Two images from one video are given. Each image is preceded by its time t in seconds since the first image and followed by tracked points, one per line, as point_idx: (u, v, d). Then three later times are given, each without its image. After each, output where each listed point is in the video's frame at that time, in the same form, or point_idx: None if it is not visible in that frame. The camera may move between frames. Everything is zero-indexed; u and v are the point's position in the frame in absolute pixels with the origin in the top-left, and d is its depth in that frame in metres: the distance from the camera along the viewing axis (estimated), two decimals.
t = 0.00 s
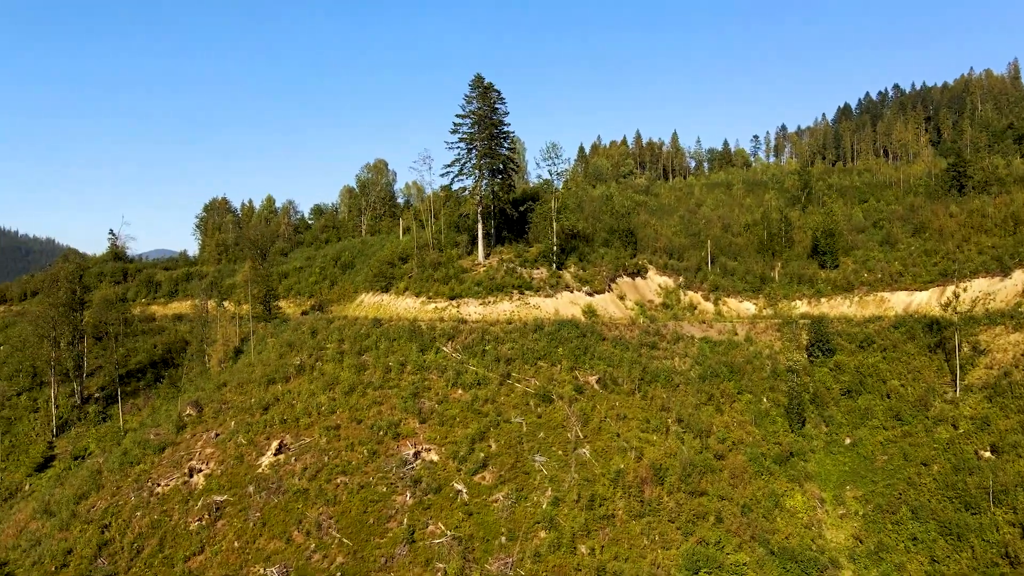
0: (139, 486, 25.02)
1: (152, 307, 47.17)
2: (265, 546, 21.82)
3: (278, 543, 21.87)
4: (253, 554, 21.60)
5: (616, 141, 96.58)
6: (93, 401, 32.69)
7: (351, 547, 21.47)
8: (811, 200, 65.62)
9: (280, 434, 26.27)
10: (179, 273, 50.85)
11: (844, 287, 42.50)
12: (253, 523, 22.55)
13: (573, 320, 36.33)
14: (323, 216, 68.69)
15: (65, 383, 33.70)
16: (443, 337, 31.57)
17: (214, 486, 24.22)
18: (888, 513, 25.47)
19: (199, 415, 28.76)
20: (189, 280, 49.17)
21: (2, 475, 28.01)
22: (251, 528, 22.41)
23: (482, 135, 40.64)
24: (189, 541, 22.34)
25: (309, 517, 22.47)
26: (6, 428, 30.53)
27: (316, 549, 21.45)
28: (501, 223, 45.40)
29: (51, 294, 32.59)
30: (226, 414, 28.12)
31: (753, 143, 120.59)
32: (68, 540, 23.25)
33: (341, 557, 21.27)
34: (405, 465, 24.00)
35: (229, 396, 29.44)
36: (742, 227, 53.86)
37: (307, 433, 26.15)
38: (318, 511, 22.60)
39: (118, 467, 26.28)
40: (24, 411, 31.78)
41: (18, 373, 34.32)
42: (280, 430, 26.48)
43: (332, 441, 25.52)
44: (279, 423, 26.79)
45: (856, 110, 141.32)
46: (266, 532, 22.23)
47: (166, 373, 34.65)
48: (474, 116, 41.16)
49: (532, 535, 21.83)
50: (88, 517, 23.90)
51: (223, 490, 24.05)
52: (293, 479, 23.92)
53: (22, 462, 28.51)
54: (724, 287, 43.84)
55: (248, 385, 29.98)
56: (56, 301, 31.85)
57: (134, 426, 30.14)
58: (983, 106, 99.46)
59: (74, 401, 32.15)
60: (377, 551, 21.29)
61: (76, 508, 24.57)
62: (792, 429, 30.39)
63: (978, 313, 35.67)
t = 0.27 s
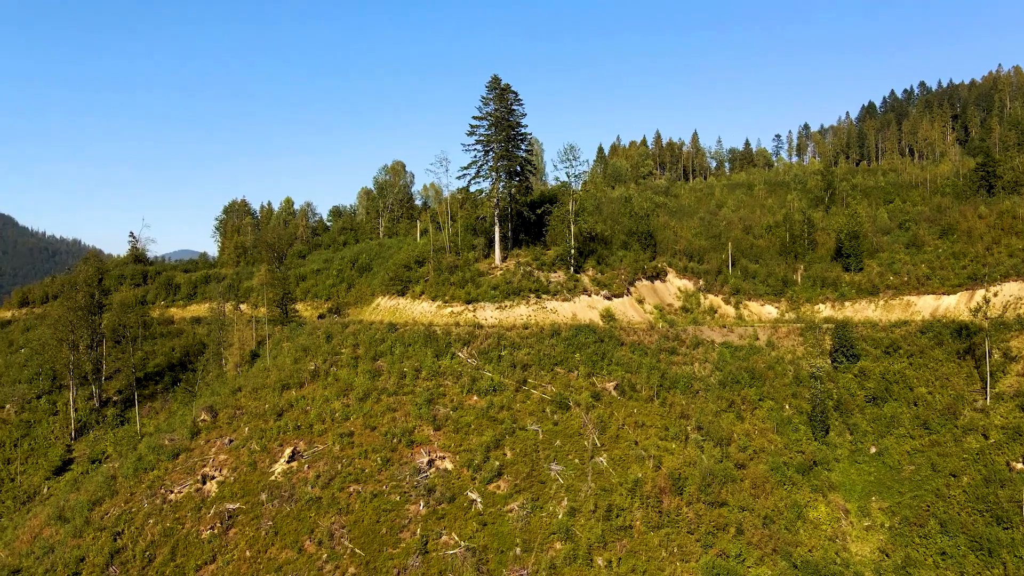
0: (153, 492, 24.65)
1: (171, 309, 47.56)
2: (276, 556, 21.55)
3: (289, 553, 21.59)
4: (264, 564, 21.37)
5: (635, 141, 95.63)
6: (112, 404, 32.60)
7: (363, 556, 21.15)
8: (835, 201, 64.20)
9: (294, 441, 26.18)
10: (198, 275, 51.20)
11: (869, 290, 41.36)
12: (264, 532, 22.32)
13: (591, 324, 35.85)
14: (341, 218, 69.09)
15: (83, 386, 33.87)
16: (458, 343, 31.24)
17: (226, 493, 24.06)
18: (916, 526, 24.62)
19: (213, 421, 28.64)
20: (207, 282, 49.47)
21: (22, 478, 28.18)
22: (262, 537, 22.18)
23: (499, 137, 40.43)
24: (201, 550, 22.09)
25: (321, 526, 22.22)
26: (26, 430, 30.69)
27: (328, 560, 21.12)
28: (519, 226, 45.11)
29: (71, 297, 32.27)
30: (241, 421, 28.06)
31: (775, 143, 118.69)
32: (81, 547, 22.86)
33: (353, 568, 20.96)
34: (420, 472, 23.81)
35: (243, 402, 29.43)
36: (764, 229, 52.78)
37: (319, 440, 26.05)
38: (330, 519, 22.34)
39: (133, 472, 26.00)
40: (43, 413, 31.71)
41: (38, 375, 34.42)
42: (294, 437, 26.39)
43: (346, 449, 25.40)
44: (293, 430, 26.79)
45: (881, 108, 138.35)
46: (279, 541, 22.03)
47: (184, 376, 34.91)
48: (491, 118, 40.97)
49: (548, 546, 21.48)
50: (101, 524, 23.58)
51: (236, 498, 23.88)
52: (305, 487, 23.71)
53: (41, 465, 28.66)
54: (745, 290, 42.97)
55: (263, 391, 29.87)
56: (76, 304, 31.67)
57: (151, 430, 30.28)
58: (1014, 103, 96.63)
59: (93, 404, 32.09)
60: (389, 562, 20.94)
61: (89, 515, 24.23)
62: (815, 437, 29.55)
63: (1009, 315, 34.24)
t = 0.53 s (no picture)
0: (167, 499, 24.78)
1: (190, 312, 48.07)
2: (288, 566, 21.43)
3: (302, 563, 21.47)
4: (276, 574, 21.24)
5: (655, 141, 94.69)
6: (130, 407, 32.97)
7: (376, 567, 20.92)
8: (859, 202, 62.72)
9: (307, 447, 26.08)
10: (216, 277, 51.64)
11: (895, 293, 40.24)
12: (277, 541, 22.18)
13: (609, 328, 35.37)
14: (359, 220, 69.41)
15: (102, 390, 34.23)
16: (474, 348, 30.99)
17: (240, 500, 24.01)
18: (946, 540, 23.85)
19: (228, 426, 28.74)
20: (225, 284, 49.88)
21: (41, 481, 28.75)
22: (274, 546, 22.04)
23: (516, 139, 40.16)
24: (212, 559, 21.96)
25: (333, 535, 22.04)
26: (46, 432, 31.27)
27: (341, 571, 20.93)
28: (536, 229, 44.78)
29: (89, 301, 32.80)
30: (255, 427, 28.09)
31: (798, 142, 116.62)
32: (93, 553, 23.03)
33: None
34: (433, 481, 23.46)
35: (258, 407, 29.49)
36: (786, 230, 51.68)
37: (333, 447, 25.92)
38: (343, 529, 22.15)
39: (148, 479, 26.18)
40: (62, 416, 32.27)
41: (57, 378, 34.66)
42: (308, 443, 26.30)
43: (359, 456, 25.20)
44: (306, 436, 26.66)
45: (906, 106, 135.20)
46: (291, 550, 21.86)
47: (201, 380, 35.35)
48: (508, 119, 40.71)
49: (564, 558, 21.09)
50: (114, 531, 23.72)
51: (249, 505, 23.80)
52: (318, 495, 23.58)
53: (59, 468, 29.19)
54: (767, 294, 42.11)
55: (276, 396, 29.89)
56: (93, 308, 32.13)
57: (167, 435, 30.58)
58: None
59: (111, 407, 32.49)
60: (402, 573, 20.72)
61: (103, 521, 24.44)
62: (839, 446, 28.40)
63: None
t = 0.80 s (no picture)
0: (179, 505, 24.96)
1: (209, 314, 48.58)
2: None
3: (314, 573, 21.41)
4: None
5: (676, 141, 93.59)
6: (148, 410, 33.32)
7: None
8: (884, 202, 61.19)
9: (321, 454, 26.01)
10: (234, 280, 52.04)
11: (922, 297, 39.05)
12: (290, 549, 22.17)
13: (627, 333, 34.95)
14: (377, 221, 69.67)
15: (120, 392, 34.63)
16: (490, 353, 30.72)
17: (252, 508, 23.97)
18: (978, 554, 22.90)
19: (242, 432, 28.74)
20: (243, 287, 50.31)
21: (59, 483, 29.22)
22: (286, 555, 22.02)
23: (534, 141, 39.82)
24: (225, 568, 22.11)
25: (346, 545, 21.96)
26: (65, 435, 31.73)
27: None
28: (554, 231, 44.43)
29: (108, 304, 33.28)
30: (269, 432, 28.13)
31: (821, 141, 114.44)
32: (106, 561, 23.37)
33: None
34: (447, 490, 23.29)
35: (272, 412, 29.55)
36: (809, 232, 50.55)
37: (347, 453, 25.80)
38: (355, 539, 22.04)
39: (160, 484, 26.36)
40: (81, 419, 32.72)
41: (77, 380, 35.22)
42: (321, 450, 26.21)
43: (373, 464, 25.07)
44: (320, 443, 26.56)
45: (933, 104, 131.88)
46: (303, 560, 21.81)
47: (218, 383, 35.59)
48: (526, 121, 40.39)
49: (580, 569, 20.75)
50: (128, 538, 24.05)
51: (261, 513, 23.78)
52: (331, 503, 23.52)
53: (78, 471, 29.59)
54: (789, 297, 41.22)
55: (291, 402, 29.92)
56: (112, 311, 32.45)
57: (182, 439, 30.74)
58: None
59: (129, 410, 32.88)
60: None
61: (117, 527, 24.75)
62: (864, 454, 27.54)
63: None
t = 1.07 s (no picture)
0: (192, 512, 25.09)
1: (226, 317, 49.02)
2: None
3: None
4: None
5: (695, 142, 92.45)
6: (165, 413, 33.66)
7: None
8: (910, 202, 59.69)
9: (334, 461, 25.93)
10: (251, 282, 52.46)
11: (950, 300, 37.85)
12: (302, 558, 22.08)
13: (646, 337, 34.44)
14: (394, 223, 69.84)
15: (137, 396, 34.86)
16: (505, 358, 30.43)
17: (263, 517, 23.97)
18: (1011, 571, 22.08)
19: (256, 437, 28.84)
20: (261, 289, 50.74)
21: (77, 486, 29.40)
22: (298, 564, 21.93)
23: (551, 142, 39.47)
24: None
25: (358, 554, 21.82)
26: (83, 438, 31.94)
27: None
28: (571, 233, 44.06)
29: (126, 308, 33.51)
30: (283, 439, 28.15)
31: (844, 141, 112.28)
32: (117, 568, 23.37)
33: None
34: (460, 498, 23.07)
35: (287, 418, 29.60)
36: (832, 234, 49.41)
37: (360, 461, 25.72)
38: (367, 548, 21.88)
39: (175, 490, 26.54)
40: (99, 421, 33.01)
41: (96, 383, 35.52)
42: (335, 457, 26.13)
43: (386, 471, 24.95)
44: (334, 450, 26.50)
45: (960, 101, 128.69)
46: (314, 570, 21.70)
47: (235, 386, 35.80)
48: (543, 122, 40.04)
49: None
50: (140, 545, 24.03)
51: (273, 521, 23.78)
52: (344, 511, 23.41)
53: (95, 474, 29.80)
54: (812, 300, 40.19)
55: (305, 408, 29.94)
56: (130, 314, 32.85)
57: (198, 444, 30.98)
58: None
59: (147, 413, 33.28)
60: None
61: (131, 533, 24.85)
62: (890, 463, 26.61)
63: None
